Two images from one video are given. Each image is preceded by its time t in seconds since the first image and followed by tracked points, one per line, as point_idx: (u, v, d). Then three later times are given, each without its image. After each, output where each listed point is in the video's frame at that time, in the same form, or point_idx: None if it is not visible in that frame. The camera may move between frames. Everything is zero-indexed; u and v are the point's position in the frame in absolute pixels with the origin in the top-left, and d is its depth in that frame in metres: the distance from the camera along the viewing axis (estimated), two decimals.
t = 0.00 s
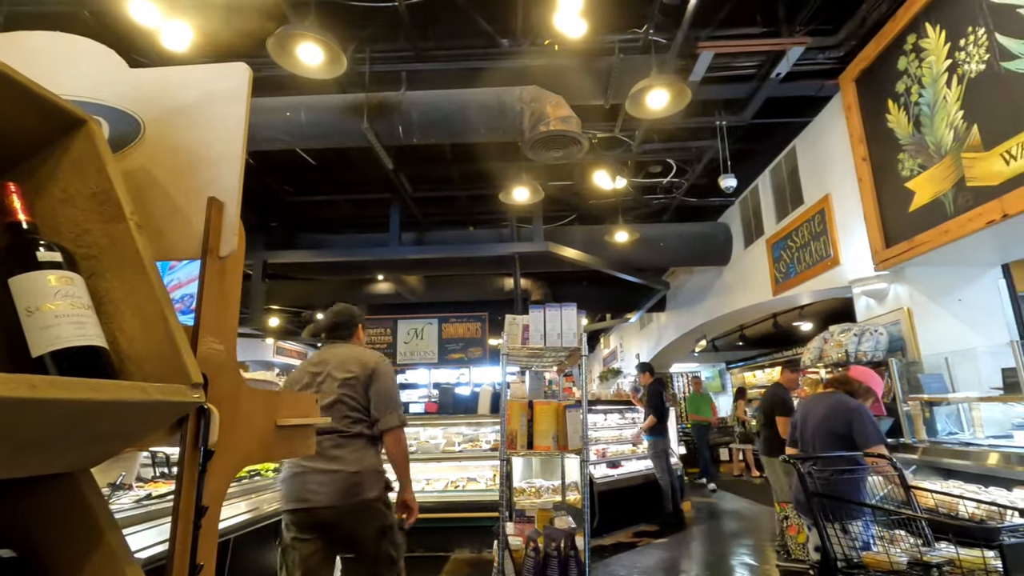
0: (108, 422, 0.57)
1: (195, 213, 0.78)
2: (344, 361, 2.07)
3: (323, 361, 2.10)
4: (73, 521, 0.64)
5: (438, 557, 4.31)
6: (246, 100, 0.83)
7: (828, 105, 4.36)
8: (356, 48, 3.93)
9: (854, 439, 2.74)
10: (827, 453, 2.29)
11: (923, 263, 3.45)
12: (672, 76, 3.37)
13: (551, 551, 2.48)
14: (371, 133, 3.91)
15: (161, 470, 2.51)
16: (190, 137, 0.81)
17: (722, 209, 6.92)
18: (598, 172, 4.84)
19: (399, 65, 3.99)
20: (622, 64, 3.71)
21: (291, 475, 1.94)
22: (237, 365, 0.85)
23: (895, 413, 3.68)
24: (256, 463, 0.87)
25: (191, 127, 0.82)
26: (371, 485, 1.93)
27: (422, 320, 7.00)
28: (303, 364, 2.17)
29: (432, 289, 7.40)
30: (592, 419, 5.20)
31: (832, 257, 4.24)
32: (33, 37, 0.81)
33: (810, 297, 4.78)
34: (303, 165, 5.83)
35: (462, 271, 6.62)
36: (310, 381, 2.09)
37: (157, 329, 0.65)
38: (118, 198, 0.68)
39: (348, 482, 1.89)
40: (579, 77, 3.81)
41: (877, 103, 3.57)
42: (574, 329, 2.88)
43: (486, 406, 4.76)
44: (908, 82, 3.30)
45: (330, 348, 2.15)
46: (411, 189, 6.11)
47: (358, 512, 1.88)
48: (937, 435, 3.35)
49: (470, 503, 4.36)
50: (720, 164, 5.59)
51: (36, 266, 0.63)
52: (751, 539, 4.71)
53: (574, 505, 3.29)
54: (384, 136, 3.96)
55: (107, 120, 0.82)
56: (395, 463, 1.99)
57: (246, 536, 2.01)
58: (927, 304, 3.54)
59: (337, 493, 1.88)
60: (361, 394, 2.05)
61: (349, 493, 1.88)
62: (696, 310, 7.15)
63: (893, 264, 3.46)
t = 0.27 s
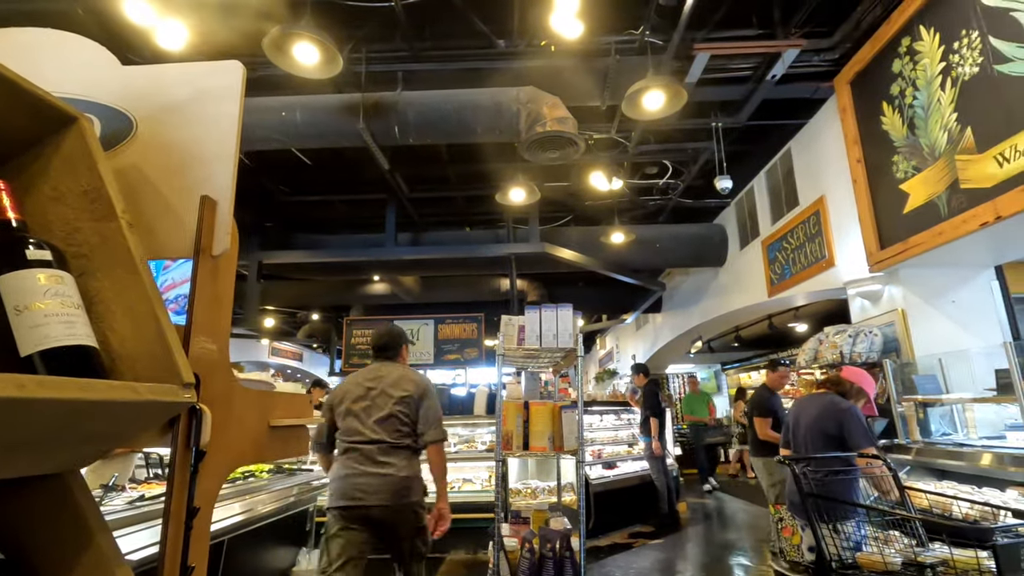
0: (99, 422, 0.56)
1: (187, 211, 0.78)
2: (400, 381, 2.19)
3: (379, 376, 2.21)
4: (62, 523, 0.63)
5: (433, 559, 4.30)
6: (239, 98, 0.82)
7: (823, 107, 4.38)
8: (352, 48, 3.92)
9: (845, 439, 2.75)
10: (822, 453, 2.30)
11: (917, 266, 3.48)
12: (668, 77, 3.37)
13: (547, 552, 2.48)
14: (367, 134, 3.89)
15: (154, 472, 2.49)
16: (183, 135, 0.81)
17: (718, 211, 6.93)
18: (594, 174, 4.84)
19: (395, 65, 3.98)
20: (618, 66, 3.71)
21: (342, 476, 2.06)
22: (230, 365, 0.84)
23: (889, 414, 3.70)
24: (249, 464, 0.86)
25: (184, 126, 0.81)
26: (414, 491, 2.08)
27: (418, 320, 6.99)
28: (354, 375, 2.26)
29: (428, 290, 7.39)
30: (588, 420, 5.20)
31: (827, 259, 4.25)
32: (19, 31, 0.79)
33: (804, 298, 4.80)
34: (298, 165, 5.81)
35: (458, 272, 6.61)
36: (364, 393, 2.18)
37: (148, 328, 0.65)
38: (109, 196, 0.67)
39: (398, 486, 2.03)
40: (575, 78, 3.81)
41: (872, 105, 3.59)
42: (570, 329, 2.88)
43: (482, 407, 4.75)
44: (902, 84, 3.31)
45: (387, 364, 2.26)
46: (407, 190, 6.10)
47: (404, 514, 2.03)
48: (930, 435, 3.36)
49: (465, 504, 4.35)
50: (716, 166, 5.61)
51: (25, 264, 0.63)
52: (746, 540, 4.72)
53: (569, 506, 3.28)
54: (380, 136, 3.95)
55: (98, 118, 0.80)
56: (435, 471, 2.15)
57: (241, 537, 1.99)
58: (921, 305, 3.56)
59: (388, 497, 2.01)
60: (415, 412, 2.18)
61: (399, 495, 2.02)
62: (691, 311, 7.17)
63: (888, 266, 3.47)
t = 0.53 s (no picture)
0: (90, 417, 0.56)
1: (181, 207, 0.78)
2: (441, 380, 2.54)
3: (423, 373, 2.55)
4: (53, 520, 0.63)
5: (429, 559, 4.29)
6: (233, 93, 0.82)
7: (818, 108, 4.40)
8: (349, 47, 3.92)
9: (841, 440, 2.75)
10: (816, 453, 2.29)
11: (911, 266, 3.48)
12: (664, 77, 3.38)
13: (542, 551, 2.47)
14: (364, 133, 3.89)
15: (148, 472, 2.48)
16: (176, 131, 0.80)
17: (714, 212, 6.95)
18: (590, 174, 4.85)
19: (391, 65, 3.98)
20: (614, 66, 3.71)
21: (390, 465, 2.41)
22: (224, 362, 0.84)
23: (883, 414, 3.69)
24: (242, 462, 0.86)
25: (178, 121, 0.81)
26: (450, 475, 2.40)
27: (414, 320, 6.98)
28: (400, 370, 2.59)
29: (424, 290, 7.38)
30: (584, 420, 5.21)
31: (822, 259, 4.27)
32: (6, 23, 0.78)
33: (800, 298, 4.81)
34: (294, 164, 5.79)
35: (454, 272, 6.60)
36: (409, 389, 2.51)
37: (141, 323, 0.64)
38: (101, 191, 0.67)
39: (437, 468, 2.37)
40: (571, 78, 3.81)
41: (866, 106, 3.61)
42: (566, 329, 2.88)
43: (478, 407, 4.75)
44: (897, 85, 3.33)
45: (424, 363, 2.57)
46: (404, 189, 6.10)
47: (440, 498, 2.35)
48: (925, 435, 3.39)
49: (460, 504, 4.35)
50: (712, 166, 5.62)
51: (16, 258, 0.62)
52: (741, 539, 4.73)
53: (565, 506, 3.29)
54: (376, 136, 3.94)
55: (90, 112, 0.80)
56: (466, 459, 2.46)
57: (235, 536, 1.98)
58: (915, 306, 3.57)
59: (428, 478, 2.35)
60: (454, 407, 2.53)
61: (439, 474, 2.36)
62: (687, 312, 7.18)
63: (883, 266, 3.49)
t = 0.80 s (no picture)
0: (89, 413, 0.56)
1: (181, 206, 0.78)
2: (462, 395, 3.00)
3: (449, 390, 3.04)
4: (53, 518, 0.63)
5: (427, 559, 4.28)
6: (233, 92, 0.82)
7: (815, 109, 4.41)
8: (347, 47, 3.92)
9: (840, 441, 2.77)
10: (814, 452, 2.29)
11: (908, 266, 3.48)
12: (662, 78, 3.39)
13: (541, 551, 2.47)
14: (362, 133, 3.88)
15: (146, 472, 2.47)
16: (176, 129, 0.80)
17: (712, 212, 6.96)
18: (589, 175, 4.85)
19: (390, 65, 3.98)
20: (613, 66, 3.72)
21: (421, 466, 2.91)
22: (223, 360, 0.84)
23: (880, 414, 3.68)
24: (241, 461, 0.86)
25: (177, 120, 0.81)
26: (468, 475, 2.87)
27: (412, 321, 6.98)
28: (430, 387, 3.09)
29: (422, 290, 7.37)
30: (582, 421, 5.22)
31: (819, 260, 4.28)
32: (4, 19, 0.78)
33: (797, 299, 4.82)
34: (292, 164, 5.79)
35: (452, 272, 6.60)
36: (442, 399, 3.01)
37: (140, 321, 0.64)
38: (100, 189, 0.67)
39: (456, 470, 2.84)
40: (570, 79, 3.82)
41: (864, 107, 3.62)
42: (564, 329, 2.89)
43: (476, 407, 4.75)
44: (894, 87, 3.34)
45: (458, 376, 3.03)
46: (402, 189, 6.09)
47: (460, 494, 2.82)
48: (922, 435, 3.39)
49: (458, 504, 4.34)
50: (710, 167, 5.63)
51: (16, 256, 0.62)
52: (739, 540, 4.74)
53: (563, 506, 3.29)
54: (374, 136, 3.94)
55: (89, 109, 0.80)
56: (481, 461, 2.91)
57: (233, 536, 1.97)
58: (913, 306, 3.58)
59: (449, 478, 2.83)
60: (479, 418, 3.07)
61: (457, 475, 2.83)
62: (685, 312, 7.19)
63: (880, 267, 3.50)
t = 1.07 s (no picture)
0: (89, 414, 0.56)
1: (182, 206, 0.78)
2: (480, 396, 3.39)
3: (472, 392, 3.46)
4: (55, 518, 0.63)
5: (426, 560, 4.28)
6: (234, 92, 0.82)
7: (814, 110, 4.42)
8: (346, 47, 3.92)
9: (839, 442, 2.79)
10: (813, 453, 2.30)
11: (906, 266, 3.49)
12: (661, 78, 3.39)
13: (540, 551, 2.47)
14: (361, 133, 3.88)
15: (145, 472, 2.47)
16: (177, 129, 0.80)
17: (710, 213, 6.97)
18: (588, 175, 4.86)
19: (389, 65, 3.99)
20: (612, 67, 3.72)
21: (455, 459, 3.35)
22: (224, 361, 0.84)
23: (878, 414, 3.68)
24: (241, 461, 0.86)
25: (178, 120, 0.81)
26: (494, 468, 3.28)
27: (411, 321, 6.97)
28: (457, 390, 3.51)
29: (421, 291, 7.37)
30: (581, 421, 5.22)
31: (818, 260, 4.29)
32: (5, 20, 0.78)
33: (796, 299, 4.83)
34: (291, 164, 5.79)
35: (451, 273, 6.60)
36: (464, 399, 3.42)
37: (141, 322, 0.64)
38: (101, 189, 0.66)
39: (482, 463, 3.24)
40: (569, 79, 3.82)
41: (862, 108, 3.63)
42: (563, 329, 2.89)
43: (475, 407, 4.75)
44: (892, 88, 3.35)
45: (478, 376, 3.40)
46: (401, 190, 6.09)
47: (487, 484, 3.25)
48: (920, 436, 3.40)
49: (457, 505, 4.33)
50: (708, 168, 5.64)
51: (17, 256, 0.62)
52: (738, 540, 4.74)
53: (562, 507, 3.29)
54: (373, 136, 3.94)
55: (89, 109, 0.80)
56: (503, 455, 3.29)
57: (232, 537, 1.97)
58: (910, 307, 3.60)
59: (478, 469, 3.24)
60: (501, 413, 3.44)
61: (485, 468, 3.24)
62: (684, 313, 7.19)
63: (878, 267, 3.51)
